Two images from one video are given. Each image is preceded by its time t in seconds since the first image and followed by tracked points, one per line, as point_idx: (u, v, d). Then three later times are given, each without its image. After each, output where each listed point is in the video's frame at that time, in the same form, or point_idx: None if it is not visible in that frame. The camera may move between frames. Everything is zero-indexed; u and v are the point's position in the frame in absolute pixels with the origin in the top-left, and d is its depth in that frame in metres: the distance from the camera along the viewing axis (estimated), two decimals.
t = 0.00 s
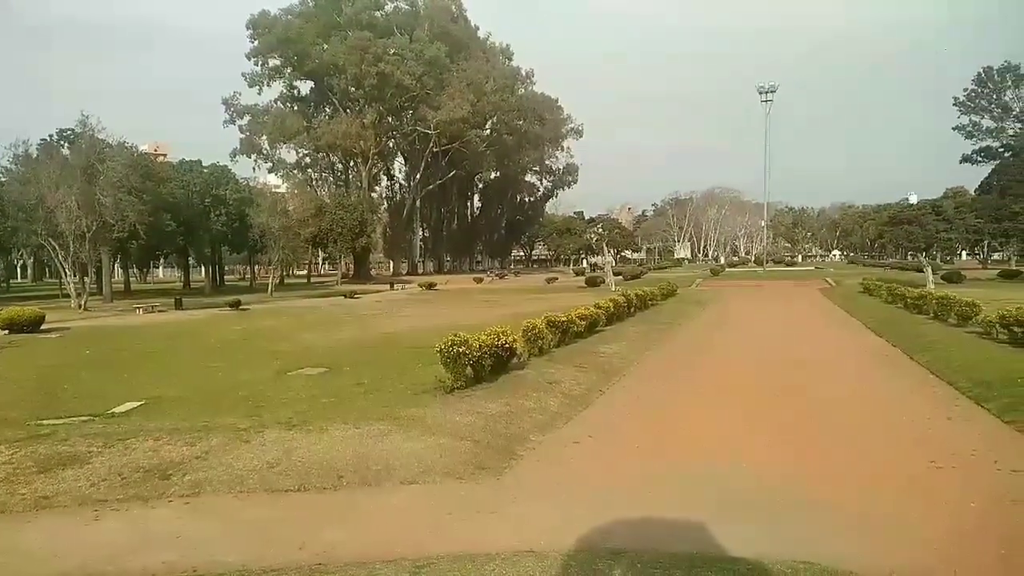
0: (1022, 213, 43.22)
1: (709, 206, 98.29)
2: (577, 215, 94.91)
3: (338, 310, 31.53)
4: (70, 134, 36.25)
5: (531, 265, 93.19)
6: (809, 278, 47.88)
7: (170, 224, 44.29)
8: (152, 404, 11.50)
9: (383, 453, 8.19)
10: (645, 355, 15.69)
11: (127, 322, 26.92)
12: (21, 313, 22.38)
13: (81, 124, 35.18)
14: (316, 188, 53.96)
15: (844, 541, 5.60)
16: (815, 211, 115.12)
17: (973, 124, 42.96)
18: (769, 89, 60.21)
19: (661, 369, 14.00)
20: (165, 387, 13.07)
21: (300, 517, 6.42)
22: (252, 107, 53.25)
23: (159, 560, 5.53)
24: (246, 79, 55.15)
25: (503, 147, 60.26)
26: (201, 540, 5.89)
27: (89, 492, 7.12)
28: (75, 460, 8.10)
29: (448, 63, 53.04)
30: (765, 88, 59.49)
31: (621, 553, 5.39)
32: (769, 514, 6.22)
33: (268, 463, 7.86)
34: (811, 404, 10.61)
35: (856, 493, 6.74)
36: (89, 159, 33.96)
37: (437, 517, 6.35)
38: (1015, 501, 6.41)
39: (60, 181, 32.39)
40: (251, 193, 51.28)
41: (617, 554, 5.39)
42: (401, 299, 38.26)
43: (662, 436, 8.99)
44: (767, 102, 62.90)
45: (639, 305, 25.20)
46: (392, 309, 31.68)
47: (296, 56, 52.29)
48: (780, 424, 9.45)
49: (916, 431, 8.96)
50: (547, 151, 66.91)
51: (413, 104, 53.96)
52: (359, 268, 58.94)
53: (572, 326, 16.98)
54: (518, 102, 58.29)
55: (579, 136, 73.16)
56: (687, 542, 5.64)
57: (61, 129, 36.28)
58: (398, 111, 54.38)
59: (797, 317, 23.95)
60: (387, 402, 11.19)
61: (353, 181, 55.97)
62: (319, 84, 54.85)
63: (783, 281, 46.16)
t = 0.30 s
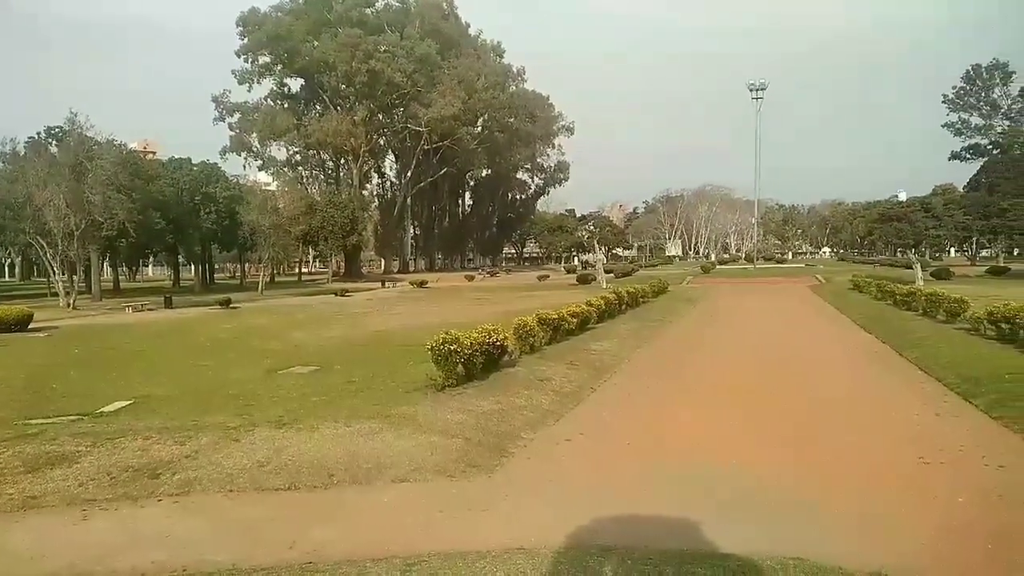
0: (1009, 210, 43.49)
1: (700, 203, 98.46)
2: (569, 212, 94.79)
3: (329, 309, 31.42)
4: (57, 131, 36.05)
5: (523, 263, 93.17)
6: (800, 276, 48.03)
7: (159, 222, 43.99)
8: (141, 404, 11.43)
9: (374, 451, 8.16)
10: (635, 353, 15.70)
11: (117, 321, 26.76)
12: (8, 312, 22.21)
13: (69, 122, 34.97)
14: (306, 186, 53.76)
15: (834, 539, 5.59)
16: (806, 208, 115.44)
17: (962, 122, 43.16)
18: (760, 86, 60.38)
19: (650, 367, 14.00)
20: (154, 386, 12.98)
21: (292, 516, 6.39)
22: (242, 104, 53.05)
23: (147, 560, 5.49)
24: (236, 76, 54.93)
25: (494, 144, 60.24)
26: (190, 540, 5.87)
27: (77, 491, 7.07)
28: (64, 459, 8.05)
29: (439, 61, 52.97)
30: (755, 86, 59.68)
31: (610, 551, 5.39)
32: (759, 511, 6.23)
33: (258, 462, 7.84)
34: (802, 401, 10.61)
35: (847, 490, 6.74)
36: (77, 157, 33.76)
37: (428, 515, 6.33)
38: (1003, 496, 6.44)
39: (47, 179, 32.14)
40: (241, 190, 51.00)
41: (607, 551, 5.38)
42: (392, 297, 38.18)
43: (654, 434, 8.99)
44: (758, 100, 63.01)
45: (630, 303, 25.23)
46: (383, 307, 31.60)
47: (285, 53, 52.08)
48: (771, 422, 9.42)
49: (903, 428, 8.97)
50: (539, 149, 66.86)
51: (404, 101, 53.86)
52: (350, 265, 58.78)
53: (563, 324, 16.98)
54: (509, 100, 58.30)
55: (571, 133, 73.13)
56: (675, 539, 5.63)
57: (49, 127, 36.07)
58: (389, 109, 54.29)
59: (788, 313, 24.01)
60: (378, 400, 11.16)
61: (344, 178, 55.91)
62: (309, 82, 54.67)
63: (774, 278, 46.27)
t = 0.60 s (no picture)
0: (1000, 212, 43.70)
1: (693, 205, 98.73)
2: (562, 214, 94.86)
3: (322, 310, 31.36)
4: (49, 131, 35.99)
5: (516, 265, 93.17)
6: (792, 277, 48.20)
7: (151, 223, 43.84)
8: (132, 405, 11.39)
9: (367, 453, 8.15)
10: (629, 354, 15.73)
11: (108, 322, 26.65)
12: None
13: (61, 122, 34.85)
14: (299, 187, 53.66)
15: (827, 540, 5.61)
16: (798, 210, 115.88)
17: (953, 124, 43.41)
18: (753, 88, 60.58)
19: (643, 368, 14.02)
20: (146, 388, 12.92)
21: (285, 518, 6.37)
22: (234, 105, 52.99)
23: (140, 563, 5.48)
24: (228, 77, 54.87)
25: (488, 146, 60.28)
26: (182, 542, 5.84)
27: (68, 494, 7.04)
28: (54, 461, 8.02)
29: (433, 63, 52.96)
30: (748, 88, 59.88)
31: (603, 552, 5.40)
32: (752, 512, 6.26)
33: (250, 463, 7.82)
34: (792, 403, 10.67)
35: (840, 492, 6.77)
36: (70, 158, 33.64)
37: (422, 517, 6.33)
38: (996, 498, 6.47)
39: (38, 179, 31.96)
40: (233, 191, 50.87)
41: (601, 553, 5.38)
42: (386, 299, 38.14)
43: (646, 435, 9.03)
44: (750, 102, 63.21)
45: (623, 304, 25.27)
46: (376, 309, 31.57)
47: (278, 54, 52.04)
48: (764, 423, 9.47)
49: (894, 429, 9.03)
50: (533, 151, 66.84)
51: (398, 102, 53.85)
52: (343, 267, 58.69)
53: (557, 326, 16.99)
54: (502, 101, 58.38)
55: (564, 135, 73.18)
56: (669, 540, 5.65)
57: (41, 127, 36.00)
58: (383, 110, 54.30)
59: (781, 315, 24.08)
60: (371, 402, 11.16)
61: (337, 179, 55.86)
62: (302, 83, 54.58)
63: (767, 280, 46.42)
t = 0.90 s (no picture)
0: (987, 215, 44.00)
1: (683, 207, 99.03)
2: (552, 216, 94.93)
3: (312, 312, 31.26)
4: (36, 133, 35.92)
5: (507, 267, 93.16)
6: (781, 280, 48.35)
7: (140, 225, 43.63)
8: (119, 408, 11.31)
9: (357, 456, 8.12)
10: (619, 357, 15.74)
11: (96, 324, 26.47)
12: None
13: (49, 123, 34.67)
14: (289, 189, 53.52)
15: (815, 541, 5.65)
16: (788, 213, 116.39)
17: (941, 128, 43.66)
18: (742, 92, 60.85)
19: (634, 371, 14.05)
20: (133, 391, 12.83)
21: (273, 522, 6.34)
22: (224, 106, 52.84)
23: (127, 567, 5.43)
24: (218, 78, 54.68)
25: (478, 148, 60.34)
26: (170, 546, 5.80)
27: (55, 498, 6.98)
28: (40, 465, 7.95)
29: (424, 65, 52.93)
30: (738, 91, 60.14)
31: (592, 555, 5.40)
32: (742, 513, 6.30)
33: (238, 467, 7.78)
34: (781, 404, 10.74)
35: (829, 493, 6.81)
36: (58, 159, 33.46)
37: (412, 520, 6.32)
38: (983, 499, 6.52)
39: (25, 180, 31.69)
40: (223, 193, 50.59)
41: (589, 556, 5.38)
42: (376, 301, 38.04)
43: (636, 437, 9.08)
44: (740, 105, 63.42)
45: (613, 307, 25.31)
46: (366, 311, 31.51)
47: (268, 55, 51.90)
48: (753, 425, 9.53)
49: (882, 431, 9.10)
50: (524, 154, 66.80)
51: (388, 104, 53.78)
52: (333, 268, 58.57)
53: (547, 328, 17.00)
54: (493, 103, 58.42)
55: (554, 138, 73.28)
56: (659, 542, 5.68)
57: (28, 128, 35.89)
58: (373, 112, 54.25)
59: (771, 318, 24.15)
60: (361, 404, 11.12)
61: (327, 181, 55.77)
62: (292, 85, 54.42)
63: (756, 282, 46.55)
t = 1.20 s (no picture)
0: (974, 220, 44.26)
1: (673, 212, 99.28)
2: (543, 220, 94.97)
3: (302, 316, 31.16)
4: (23, 134, 35.68)
5: (498, 271, 93.13)
6: (772, 284, 48.43)
7: (128, 227, 43.39)
8: (106, 412, 11.24)
9: (347, 461, 8.10)
10: (609, 360, 15.75)
11: (84, 327, 26.29)
12: None
13: (37, 125, 34.47)
14: (279, 192, 53.31)
15: (804, 543, 5.68)
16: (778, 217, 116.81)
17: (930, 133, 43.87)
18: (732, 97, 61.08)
19: (625, 374, 14.06)
20: (121, 395, 12.74)
21: (262, 526, 6.31)
22: (213, 108, 52.59)
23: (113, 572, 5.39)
24: (208, 81, 54.45)
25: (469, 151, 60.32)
26: (159, 550, 5.77)
27: (40, 502, 6.93)
28: (27, 469, 7.89)
29: (415, 69, 52.86)
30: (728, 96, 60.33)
31: (583, 558, 5.40)
32: (731, 516, 6.31)
33: (227, 471, 7.75)
34: (772, 408, 10.79)
35: (817, 494, 6.86)
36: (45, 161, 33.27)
37: (402, 524, 6.30)
38: (970, 503, 6.57)
39: (12, 183, 31.47)
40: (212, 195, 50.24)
41: (580, 559, 5.39)
42: (366, 304, 37.98)
43: (628, 440, 9.10)
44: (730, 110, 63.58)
45: (604, 310, 25.34)
46: (356, 314, 31.43)
47: (258, 58, 51.73)
48: (744, 428, 9.57)
49: (872, 434, 9.14)
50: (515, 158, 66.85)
51: (379, 107, 53.65)
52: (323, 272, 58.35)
53: (538, 331, 17.00)
54: (484, 107, 58.40)
55: (545, 142, 73.35)
56: (649, 545, 5.69)
57: (16, 130, 35.67)
58: (364, 115, 54.14)
59: (761, 322, 24.21)
60: (351, 408, 11.09)
61: (317, 185, 55.62)
62: (283, 87, 54.24)
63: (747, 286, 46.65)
